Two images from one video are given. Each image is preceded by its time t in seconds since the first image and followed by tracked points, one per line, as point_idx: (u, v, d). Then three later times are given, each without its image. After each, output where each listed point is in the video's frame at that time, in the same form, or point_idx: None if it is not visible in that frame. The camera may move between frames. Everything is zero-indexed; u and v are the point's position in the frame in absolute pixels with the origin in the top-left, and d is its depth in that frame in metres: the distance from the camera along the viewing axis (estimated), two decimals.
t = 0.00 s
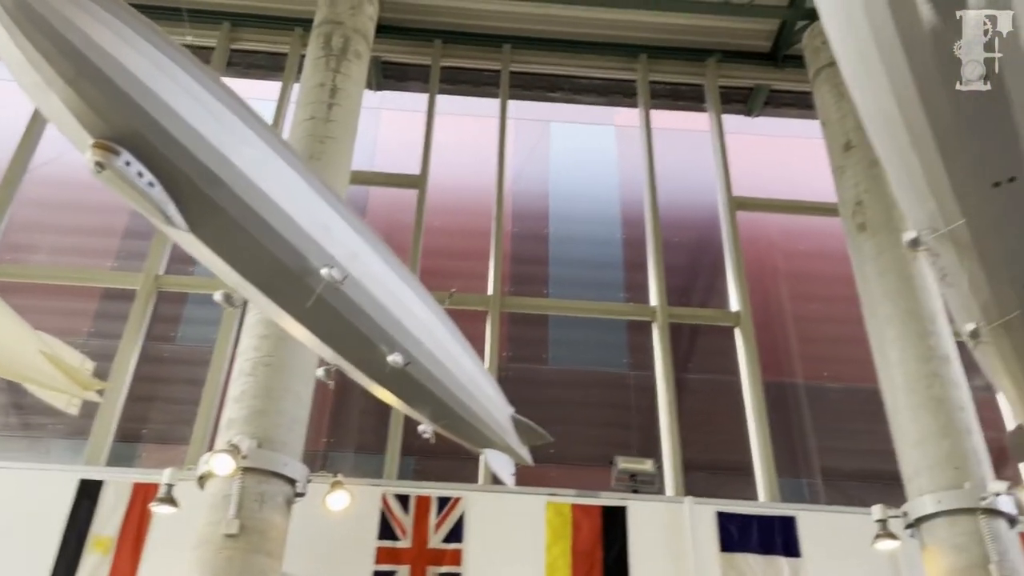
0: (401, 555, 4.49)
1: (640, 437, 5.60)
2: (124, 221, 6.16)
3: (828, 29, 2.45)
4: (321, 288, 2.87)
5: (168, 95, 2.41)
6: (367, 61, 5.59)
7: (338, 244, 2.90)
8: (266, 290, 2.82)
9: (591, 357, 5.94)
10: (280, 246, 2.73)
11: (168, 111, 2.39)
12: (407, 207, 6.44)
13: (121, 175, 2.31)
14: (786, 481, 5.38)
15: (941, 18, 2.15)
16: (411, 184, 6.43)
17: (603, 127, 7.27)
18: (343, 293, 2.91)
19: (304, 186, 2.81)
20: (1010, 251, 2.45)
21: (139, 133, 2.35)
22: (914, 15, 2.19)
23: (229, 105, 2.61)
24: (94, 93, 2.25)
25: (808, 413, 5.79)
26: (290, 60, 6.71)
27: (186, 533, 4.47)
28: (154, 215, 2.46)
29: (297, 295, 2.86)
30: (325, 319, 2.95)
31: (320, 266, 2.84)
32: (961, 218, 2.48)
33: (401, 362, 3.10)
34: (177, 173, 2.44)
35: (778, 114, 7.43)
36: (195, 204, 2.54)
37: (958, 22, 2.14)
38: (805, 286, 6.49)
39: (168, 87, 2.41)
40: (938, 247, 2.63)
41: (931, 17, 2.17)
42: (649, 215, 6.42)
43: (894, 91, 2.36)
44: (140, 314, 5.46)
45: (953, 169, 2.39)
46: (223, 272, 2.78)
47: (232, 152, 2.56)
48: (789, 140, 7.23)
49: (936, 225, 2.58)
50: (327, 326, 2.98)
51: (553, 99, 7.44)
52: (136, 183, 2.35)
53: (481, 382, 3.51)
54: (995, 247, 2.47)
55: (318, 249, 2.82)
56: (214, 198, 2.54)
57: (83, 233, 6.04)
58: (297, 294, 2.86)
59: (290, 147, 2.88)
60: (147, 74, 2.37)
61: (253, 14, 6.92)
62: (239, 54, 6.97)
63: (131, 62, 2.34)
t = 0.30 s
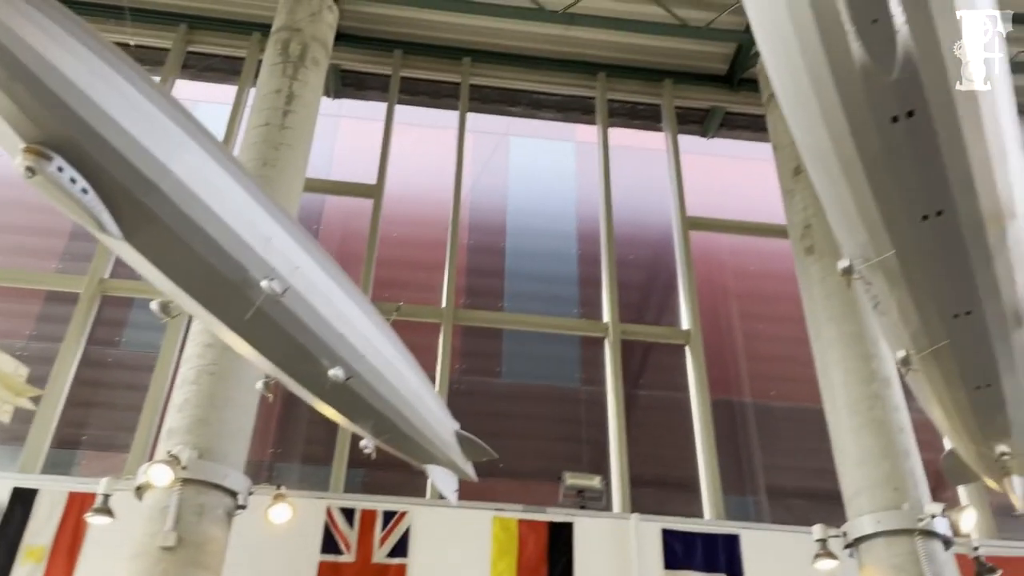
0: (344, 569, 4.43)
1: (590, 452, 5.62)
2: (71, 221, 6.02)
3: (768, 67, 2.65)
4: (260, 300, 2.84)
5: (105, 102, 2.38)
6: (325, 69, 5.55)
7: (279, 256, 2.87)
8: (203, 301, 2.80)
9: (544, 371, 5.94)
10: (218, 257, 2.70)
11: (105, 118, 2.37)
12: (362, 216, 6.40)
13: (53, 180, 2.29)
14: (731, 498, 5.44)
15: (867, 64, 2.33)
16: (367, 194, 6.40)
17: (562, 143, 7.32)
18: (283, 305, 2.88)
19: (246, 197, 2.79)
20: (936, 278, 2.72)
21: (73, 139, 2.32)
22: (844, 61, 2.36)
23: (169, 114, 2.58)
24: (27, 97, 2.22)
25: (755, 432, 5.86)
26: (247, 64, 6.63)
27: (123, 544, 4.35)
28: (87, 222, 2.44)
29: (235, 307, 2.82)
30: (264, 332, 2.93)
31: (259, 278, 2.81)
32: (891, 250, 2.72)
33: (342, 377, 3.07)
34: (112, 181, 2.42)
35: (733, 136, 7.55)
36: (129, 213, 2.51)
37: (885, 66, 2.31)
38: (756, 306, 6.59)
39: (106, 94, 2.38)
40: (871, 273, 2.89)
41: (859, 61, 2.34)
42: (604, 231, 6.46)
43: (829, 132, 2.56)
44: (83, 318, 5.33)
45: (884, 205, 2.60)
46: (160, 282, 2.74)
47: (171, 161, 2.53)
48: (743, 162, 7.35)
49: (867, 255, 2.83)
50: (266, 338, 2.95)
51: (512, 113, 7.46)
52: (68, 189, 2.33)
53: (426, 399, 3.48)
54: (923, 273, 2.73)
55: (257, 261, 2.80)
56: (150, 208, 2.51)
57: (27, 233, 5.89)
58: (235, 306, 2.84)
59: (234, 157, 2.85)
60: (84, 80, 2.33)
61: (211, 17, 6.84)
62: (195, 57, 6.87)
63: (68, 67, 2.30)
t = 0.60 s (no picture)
0: None
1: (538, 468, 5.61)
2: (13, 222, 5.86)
3: (704, 93, 2.73)
4: (195, 311, 2.79)
5: (37, 106, 2.33)
6: (281, 76, 5.50)
7: (216, 267, 2.82)
8: (135, 310, 2.75)
9: (494, 386, 5.93)
10: (151, 266, 2.65)
11: (36, 123, 2.32)
12: (315, 226, 6.33)
13: None
14: (676, 516, 5.47)
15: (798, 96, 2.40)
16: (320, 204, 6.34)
17: (519, 160, 7.36)
18: (218, 317, 2.83)
19: (183, 206, 2.75)
20: (867, 308, 2.79)
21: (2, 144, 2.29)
22: (777, 92, 2.44)
23: (105, 119, 2.54)
24: None
25: (702, 451, 5.92)
26: (202, 68, 6.54)
27: (54, 556, 4.22)
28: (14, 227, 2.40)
29: (168, 317, 2.79)
30: (199, 343, 2.89)
31: (195, 288, 2.77)
32: (823, 279, 2.78)
33: (278, 390, 3.02)
34: (42, 186, 2.39)
35: (688, 158, 7.66)
36: (60, 220, 2.47)
37: (814, 99, 2.40)
38: (705, 326, 6.67)
39: (39, 98, 2.34)
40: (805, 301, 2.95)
41: (790, 93, 2.42)
42: (558, 248, 6.50)
43: (763, 161, 2.63)
44: (21, 322, 5.19)
45: (816, 234, 2.67)
46: (91, 290, 2.69)
47: (104, 168, 2.50)
48: (696, 185, 7.45)
49: (801, 282, 2.87)
50: (201, 349, 2.91)
51: (470, 128, 7.47)
52: None
53: (366, 413, 3.42)
54: (854, 303, 2.80)
55: (193, 270, 2.75)
56: (81, 215, 2.48)
57: None
58: (169, 316, 2.79)
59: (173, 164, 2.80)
60: (16, 83, 2.28)
61: (166, 20, 6.74)
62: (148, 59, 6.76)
63: None
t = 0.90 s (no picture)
0: None
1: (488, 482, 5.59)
2: None
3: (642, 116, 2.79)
4: (128, 319, 2.73)
5: None
6: (237, 83, 5.44)
7: (151, 275, 2.77)
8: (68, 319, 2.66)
9: (447, 400, 5.89)
10: (86, 274, 2.58)
11: None
12: (269, 234, 6.25)
13: None
14: (624, 534, 5.48)
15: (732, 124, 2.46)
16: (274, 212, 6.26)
17: (478, 175, 7.37)
18: (153, 326, 2.77)
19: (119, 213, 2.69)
20: (801, 330, 2.86)
21: None
22: (711, 120, 2.49)
23: (42, 125, 2.43)
24: None
25: (652, 468, 5.95)
26: (157, 72, 6.45)
27: None
28: None
29: (101, 326, 2.72)
30: (134, 353, 2.82)
31: (129, 297, 2.70)
32: (758, 302, 2.84)
33: (215, 402, 2.96)
34: None
35: (645, 178, 7.76)
36: None
37: (748, 127, 2.46)
38: (658, 344, 6.73)
39: None
40: (740, 325, 2.99)
41: (725, 121, 2.47)
42: (515, 263, 6.51)
43: (699, 186, 2.68)
44: None
45: (751, 260, 2.73)
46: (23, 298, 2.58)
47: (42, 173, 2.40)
48: (653, 204, 7.54)
49: (737, 305, 2.91)
50: (136, 359, 2.84)
51: (429, 141, 7.48)
52: None
53: (306, 426, 3.38)
54: (788, 326, 2.86)
55: (128, 279, 2.69)
56: (15, 221, 2.38)
57: None
58: (102, 325, 2.73)
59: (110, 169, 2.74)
60: None
61: (121, 22, 6.64)
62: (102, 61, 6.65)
63: None
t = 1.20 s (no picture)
0: None
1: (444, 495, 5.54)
2: None
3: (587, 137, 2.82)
4: (67, 329, 2.64)
5: None
6: (198, 90, 5.38)
7: (93, 285, 2.67)
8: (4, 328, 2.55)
9: (404, 414, 5.84)
10: (25, 284, 2.47)
11: None
12: (227, 243, 6.18)
13: None
14: (578, 551, 5.48)
15: (673, 150, 2.50)
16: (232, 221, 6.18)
17: (441, 188, 7.37)
18: (93, 335, 2.69)
19: (61, 221, 2.57)
20: (743, 352, 2.90)
21: None
22: (653, 145, 2.54)
23: None
24: None
25: (608, 485, 5.96)
26: (116, 76, 6.37)
27: None
28: None
29: (38, 335, 2.62)
30: (71, 364, 2.73)
31: (67, 306, 2.60)
32: (700, 325, 2.88)
33: (155, 416, 2.89)
34: None
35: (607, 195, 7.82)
36: None
37: (688, 153, 2.49)
38: (616, 361, 6.77)
39: None
40: (683, 346, 3.03)
41: (666, 147, 2.51)
42: (476, 278, 6.50)
43: (642, 210, 2.72)
44: None
45: (692, 284, 2.78)
46: None
47: None
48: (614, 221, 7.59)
49: (681, 327, 2.95)
50: (73, 370, 2.76)
51: (392, 153, 7.46)
52: None
53: (249, 439, 3.32)
54: (730, 349, 2.91)
55: (68, 288, 2.58)
56: None
57: None
58: (39, 334, 2.62)
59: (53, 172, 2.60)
60: None
61: (80, 25, 6.54)
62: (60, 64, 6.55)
63: None
